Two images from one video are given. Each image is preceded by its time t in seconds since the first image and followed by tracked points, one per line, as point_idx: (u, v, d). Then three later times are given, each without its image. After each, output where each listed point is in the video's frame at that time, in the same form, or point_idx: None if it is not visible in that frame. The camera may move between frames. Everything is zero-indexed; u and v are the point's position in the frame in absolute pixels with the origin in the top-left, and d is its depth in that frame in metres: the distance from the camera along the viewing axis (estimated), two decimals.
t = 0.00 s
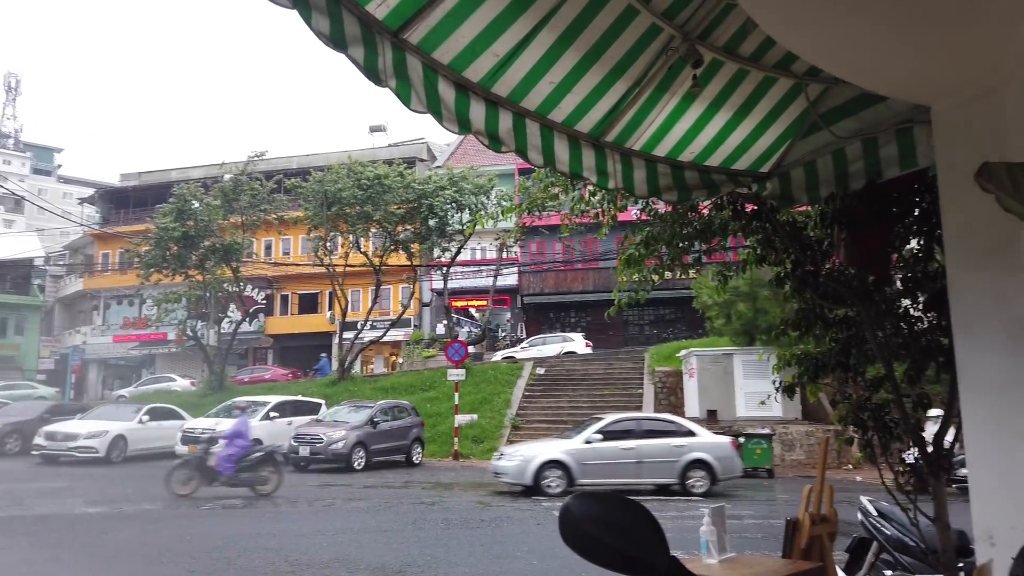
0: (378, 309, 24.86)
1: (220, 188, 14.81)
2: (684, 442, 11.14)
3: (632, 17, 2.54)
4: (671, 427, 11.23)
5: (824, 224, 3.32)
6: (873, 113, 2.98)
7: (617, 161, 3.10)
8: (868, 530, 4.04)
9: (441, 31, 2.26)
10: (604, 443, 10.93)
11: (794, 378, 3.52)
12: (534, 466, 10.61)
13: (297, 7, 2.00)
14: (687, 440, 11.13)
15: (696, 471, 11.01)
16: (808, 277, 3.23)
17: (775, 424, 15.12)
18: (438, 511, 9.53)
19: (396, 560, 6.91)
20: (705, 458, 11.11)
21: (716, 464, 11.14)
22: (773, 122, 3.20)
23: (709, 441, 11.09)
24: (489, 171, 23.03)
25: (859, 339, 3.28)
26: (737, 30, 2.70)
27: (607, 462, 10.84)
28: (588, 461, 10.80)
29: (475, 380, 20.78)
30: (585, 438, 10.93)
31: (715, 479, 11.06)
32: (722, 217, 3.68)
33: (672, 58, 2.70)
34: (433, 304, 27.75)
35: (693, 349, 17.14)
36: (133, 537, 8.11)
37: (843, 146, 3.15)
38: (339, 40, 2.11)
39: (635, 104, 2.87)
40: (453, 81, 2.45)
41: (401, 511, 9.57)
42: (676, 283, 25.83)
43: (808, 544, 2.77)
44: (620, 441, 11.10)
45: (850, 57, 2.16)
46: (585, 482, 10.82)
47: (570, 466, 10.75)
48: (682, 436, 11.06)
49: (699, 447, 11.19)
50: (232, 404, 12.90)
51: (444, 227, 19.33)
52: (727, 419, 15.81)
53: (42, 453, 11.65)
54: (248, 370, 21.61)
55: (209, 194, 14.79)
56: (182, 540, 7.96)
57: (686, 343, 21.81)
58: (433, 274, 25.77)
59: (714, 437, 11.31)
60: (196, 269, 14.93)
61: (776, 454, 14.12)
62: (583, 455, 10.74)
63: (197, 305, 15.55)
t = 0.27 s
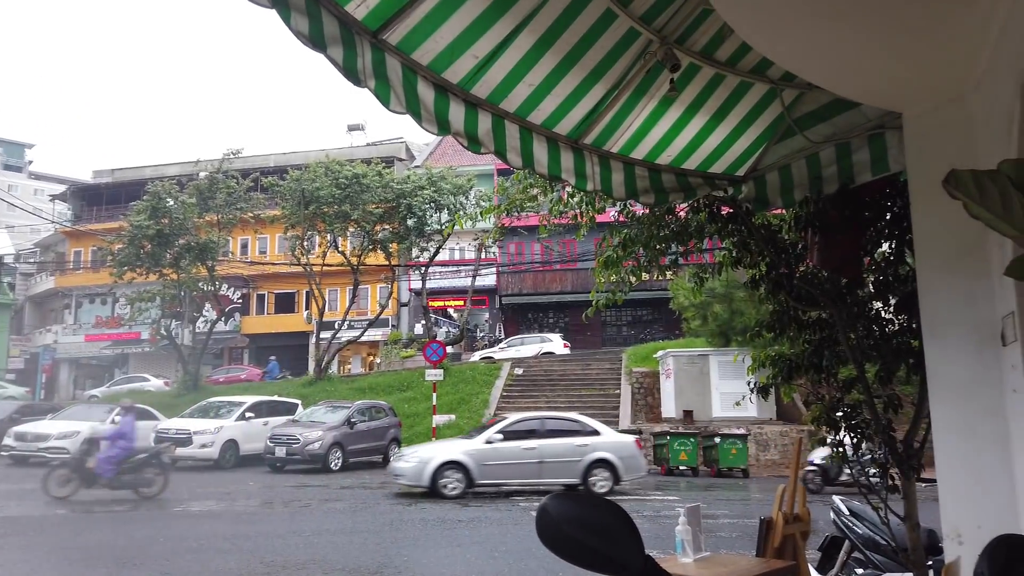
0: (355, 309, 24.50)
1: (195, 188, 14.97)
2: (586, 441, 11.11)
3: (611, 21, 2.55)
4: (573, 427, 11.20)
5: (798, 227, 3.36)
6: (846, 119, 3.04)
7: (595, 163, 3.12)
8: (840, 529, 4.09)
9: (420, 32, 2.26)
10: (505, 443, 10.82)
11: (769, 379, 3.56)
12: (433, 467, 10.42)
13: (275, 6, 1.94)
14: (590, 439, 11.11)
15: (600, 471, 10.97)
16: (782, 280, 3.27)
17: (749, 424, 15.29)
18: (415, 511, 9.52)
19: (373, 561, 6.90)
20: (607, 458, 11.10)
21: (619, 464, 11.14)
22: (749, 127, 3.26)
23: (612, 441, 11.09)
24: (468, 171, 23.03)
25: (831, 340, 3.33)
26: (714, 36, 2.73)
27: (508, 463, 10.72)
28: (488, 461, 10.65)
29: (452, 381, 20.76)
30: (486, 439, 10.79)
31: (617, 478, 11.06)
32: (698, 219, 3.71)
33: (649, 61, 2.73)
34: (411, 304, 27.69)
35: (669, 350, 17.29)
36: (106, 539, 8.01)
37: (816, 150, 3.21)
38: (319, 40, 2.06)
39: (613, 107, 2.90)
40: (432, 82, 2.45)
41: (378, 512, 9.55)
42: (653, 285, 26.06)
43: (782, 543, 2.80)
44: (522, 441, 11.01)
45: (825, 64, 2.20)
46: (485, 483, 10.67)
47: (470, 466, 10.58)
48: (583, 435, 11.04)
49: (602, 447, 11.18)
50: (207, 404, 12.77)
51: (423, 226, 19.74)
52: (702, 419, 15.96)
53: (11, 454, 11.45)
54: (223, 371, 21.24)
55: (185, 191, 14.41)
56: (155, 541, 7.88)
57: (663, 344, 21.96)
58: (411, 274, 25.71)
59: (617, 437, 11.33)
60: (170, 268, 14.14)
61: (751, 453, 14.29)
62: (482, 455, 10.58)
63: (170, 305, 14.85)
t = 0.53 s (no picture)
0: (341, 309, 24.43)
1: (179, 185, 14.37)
2: (496, 441, 10.85)
3: (596, 22, 2.54)
4: (484, 426, 10.93)
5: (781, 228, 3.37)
6: (829, 121, 3.08)
7: (580, 163, 3.13)
8: (823, 528, 4.10)
9: (406, 30, 2.25)
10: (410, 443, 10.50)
11: (752, 379, 3.58)
12: (333, 468, 10.13)
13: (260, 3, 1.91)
14: (500, 439, 10.86)
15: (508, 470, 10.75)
16: (765, 281, 3.28)
17: (733, 424, 15.39)
18: (401, 512, 9.51)
19: (358, 562, 6.89)
20: (517, 458, 10.87)
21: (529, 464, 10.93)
22: (733, 130, 3.29)
23: (521, 441, 10.85)
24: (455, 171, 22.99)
25: (814, 340, 3.35)
26: (698, 37, 2.74)
27: (413, 463, 10.40)
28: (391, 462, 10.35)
29: (438, 381, 20.75)
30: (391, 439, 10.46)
31: (527, 479, 10.84)
32: (682, 220, 3.72)
33: (635, 62, 2.73)
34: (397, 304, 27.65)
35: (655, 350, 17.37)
36: (88, 540, 7.95)
37: (799, 152, 3.24)
38: (302, 37, 2.02)
39: (598, 108, 2.90)
40: (417, 81, 2.45)
41: (364, 512, 9.53)
42: (639, 286, 26.18)
43: (764, 542, 2.82)
44: (429, 440, 10.69)
45: (809, 65, 2.22)
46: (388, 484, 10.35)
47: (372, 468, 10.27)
48: (492, 435, 10.78)
49: (512, 447, 10.94)
50: (191, 404, 12.61)
51: (408, 226, 19.78)
52: (687, 420, 16.05)
53: None
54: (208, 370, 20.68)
55: (169, 189, 14.34)
56: (138, 542, 7.84)
57: (648, 344, 22.05)
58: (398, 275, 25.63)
59: (528, 437, 11.10)
60: (155, 267, 14.41)
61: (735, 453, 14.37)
62: (385, 456, 10.29)
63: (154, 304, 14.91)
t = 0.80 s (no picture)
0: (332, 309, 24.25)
1: (169, 185, 14.57)
2: (408, 441, 10.43)
3: (589, 23, 2.54)
4: (396, 426, 10.54)
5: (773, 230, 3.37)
6: (820, 124, 3.09)
7: (573, 165, 3.13)
8: (814, 529, 4.12)
9: (399, 31, 2.25)
10: (316, 443, 10.14)
11: (744, 381, 3.59)
12: (233, 469, 9.82)
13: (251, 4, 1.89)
14: (412, 440, 10.46)
15: (420, 471, 10.38)
16: (757, 283, 3.29)
17: (724, 424, 15.44)
18: (392, 512, 9.50)
19: (349, 563, 6.88)
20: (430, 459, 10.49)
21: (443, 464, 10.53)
22: (724, 132, 3.30)
23: (434, 442, 10.47)
24: (446, 171, 22.94)
25: (805, 341, 3.36)
26: (690, 40, 2.74)
27: (318, 464, 10.03)
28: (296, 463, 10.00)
29: (430, 381, 20.75)
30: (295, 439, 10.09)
31: (439, 480, 10.44)
32: (674, 222, 3.72)
33: (628, 64, 2.72)
34: (388, 304, 27.62)
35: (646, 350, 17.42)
36: (77, 542, 7.90)
37: (791, 155, 3.26)
38: (295, 39, 2.01)
39: (591, 110, 2.90)
40: (410, 82, 2.44)
41: (355, 512, 9.52)
42: (630, 286, 26.23)
43: (756, 543, 2.83)
44: (338, 441, 10.31)
45: (800, 69, 2.23)
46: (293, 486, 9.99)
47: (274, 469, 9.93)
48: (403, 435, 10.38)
49: (426, 448, 10.53)
50: (179, 405, 12.15)
51: (399, 226, 19.60)
52: (678, 420, 16.10)
53: None
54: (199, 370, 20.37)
55: (159, 189, 14.25)
56: (127, 544, 7.80)
57: (639, 345, 22.10)
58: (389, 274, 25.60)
59: (442, 437, 10.72)
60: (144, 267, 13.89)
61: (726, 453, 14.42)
62: (289, 457, 9.93)
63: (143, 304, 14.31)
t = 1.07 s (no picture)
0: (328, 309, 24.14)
1: (165, 183, 14.46)
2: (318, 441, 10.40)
3: (589, 24, 2.54)
4: (308, 426, 10.46)
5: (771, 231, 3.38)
6: (818, 124, 3.10)
7: (572, 165, 3.14)
8: (812, 528, 4.13)
9: (399, 31, 2.25)
10: (221, 444, 9.90)
11: (742, 381, 3.60)
12: (131, 469, 9.51)
13: (253, 4, 1.89)
14: (324, 440, 10.46)
15: (332, 472, 10.40)
16: (755, 283, 3.29)
17: (720, 424, 15.48)
18: (389, 512, 9.49)
19: (346, 562, 6.87)
20: (342, 458, 10.53)
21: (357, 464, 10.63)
22: (723, 132, 3.31)
23: (348, 442, 10.54)
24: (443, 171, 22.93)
25: (804, 342, 3.37)
26: (689, 41, 2.75)
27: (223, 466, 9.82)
28: (197, 463, 9.73)
29: (426, 381, 20.74)
30: (197, 439, 9.83)
31: (352, 480, 10.52)
32: (672, 222, 3.72)
33: (627, 65, 2.73)
34: (385, 304, 27.60)
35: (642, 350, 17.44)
36: (72, 542, 7.88)
37: (790, 155, 3.27)
38: (297, 38, 2.00)
39: (590, 110, 2.91)
40: (411, 82, 2.44)
41: (352, 512, 9.51)
42: (626, 286, 26.26)
43: (755, 542, 2.84)
44: (243, 440, 10.10)
45: (800, 69, 2.23)
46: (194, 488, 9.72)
47: (174, 469, 9.65)
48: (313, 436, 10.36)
49: (338, 447, 10.58)
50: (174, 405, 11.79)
51: (396, 226, 19.60)
52: (674, 420, 16.13)
53: None
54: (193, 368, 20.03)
55: (155, 188, 14.19)
56: (123, 545, 7.79)
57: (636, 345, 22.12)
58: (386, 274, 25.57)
59: (355, 437, 10.78)
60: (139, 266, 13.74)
61: (722, 453, 14.44)
62: (190, 458, 9.65)
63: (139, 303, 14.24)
